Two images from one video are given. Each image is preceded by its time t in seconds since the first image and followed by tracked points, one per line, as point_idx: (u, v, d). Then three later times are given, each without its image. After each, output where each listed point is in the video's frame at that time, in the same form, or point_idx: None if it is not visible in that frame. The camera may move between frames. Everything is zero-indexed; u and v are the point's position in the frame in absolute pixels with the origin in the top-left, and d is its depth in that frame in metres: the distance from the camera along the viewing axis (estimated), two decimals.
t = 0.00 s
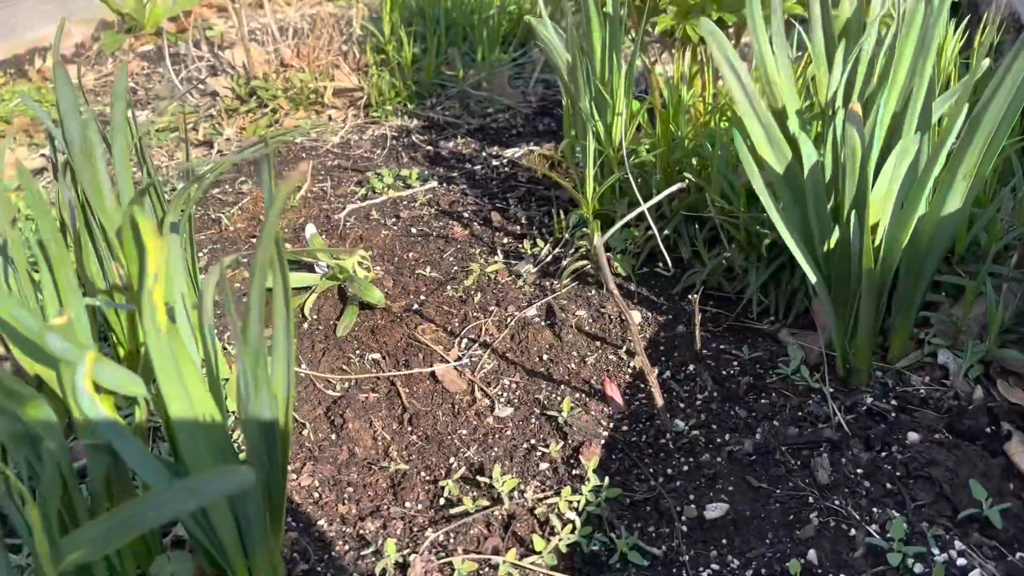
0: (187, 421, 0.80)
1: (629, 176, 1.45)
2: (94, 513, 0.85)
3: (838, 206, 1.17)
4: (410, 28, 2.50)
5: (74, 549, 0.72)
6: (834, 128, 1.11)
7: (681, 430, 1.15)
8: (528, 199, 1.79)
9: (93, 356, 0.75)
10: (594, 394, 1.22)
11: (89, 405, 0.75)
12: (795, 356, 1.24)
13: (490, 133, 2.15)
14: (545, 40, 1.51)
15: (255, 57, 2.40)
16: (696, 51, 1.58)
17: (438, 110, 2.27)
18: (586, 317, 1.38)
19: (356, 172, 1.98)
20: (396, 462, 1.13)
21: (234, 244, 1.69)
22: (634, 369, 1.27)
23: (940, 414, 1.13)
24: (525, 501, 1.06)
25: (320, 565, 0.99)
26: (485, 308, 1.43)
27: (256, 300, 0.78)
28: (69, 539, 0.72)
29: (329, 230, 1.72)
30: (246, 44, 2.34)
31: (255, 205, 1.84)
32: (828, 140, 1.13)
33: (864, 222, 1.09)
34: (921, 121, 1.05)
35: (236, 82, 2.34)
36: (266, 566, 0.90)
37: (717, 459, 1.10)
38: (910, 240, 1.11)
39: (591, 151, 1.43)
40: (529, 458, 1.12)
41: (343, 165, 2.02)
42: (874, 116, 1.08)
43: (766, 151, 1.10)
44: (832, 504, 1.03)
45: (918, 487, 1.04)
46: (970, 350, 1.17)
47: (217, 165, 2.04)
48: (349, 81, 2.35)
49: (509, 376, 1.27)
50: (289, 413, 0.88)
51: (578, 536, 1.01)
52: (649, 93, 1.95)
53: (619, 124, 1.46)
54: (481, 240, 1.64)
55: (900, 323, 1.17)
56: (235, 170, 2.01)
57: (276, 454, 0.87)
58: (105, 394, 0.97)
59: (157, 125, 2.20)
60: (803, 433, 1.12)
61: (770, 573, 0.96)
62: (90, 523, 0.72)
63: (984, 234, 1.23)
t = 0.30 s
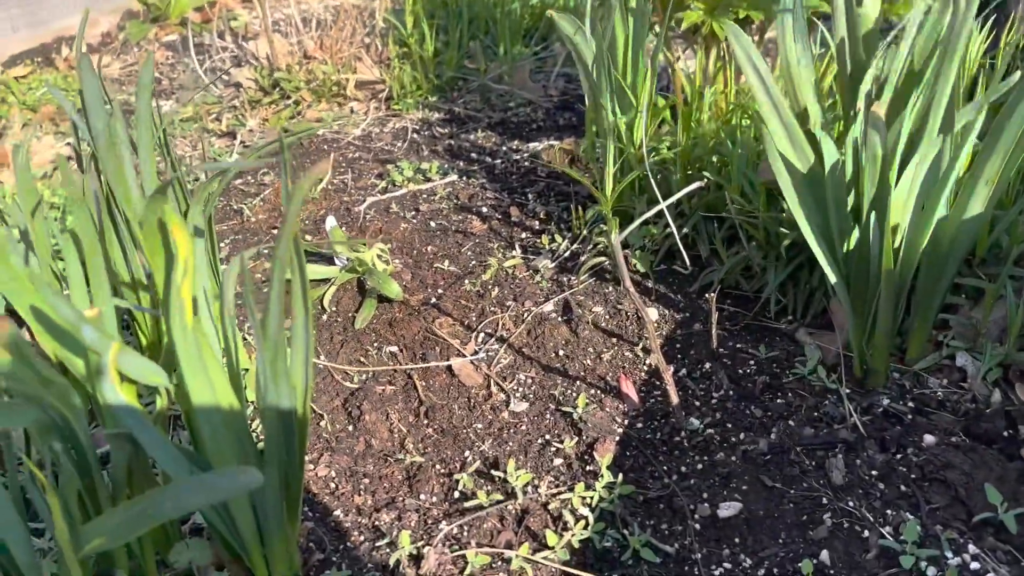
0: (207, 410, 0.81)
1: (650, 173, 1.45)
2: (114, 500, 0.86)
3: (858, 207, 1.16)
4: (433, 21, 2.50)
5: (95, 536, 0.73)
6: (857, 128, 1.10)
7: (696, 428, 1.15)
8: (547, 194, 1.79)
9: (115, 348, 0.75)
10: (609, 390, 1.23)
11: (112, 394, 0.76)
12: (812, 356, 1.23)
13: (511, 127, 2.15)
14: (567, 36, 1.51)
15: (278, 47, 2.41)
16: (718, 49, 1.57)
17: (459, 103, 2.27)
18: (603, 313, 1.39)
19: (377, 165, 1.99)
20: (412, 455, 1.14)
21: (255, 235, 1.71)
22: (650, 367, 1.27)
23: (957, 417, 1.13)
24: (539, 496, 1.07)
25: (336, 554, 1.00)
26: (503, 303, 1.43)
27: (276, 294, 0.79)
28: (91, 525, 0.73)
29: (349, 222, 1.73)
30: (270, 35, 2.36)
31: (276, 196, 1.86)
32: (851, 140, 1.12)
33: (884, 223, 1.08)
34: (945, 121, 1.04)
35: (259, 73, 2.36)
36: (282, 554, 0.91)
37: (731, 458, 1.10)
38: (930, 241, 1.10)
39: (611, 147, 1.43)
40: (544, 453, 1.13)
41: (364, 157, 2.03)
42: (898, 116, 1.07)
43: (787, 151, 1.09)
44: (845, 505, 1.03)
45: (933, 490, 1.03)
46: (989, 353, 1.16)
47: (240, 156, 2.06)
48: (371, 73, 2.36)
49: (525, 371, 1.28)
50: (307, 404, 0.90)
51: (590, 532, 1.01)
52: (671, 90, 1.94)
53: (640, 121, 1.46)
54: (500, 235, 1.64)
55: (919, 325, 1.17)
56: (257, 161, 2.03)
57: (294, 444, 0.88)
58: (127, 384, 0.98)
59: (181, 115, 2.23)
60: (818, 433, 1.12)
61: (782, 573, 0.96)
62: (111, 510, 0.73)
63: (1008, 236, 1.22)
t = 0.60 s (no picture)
0: (234, 397, 0.84)
1: (667, 170, 1.46)
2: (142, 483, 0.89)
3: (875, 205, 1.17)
4: (453, 17, 2.52)
5: (124, 516, 0.75)
6: (874, 128, 1.11)
7: (711, 423, 1.16)
8: (565, 191, 1.80)
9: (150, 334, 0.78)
10: (625, 385, 1.24)
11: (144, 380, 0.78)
12: (828, 353, 1.24)
13: (529, 124, 2.16)
14: (587, 34, 1.52)
15: (300, 43, 2.44)
16: (737, 47, 1.57)
17: (478, 100, 2.28)
18: (619, 309, 1.40)
19: (396, 160, 2.00)
20: (429, 445, 1.16)
21: (276, 228, 1.73)
22: (665, 362, 1.28)
23: (971, 416, 1.13)
24: (554, 487, 1.08)
25: (354, 540, 1.02)
26: (520, 298, 1.45)
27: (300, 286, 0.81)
28: (121, 506, 0.75)
29: (368, 216, 1.75)
30: (292, 31, 2.38)
31: (297, 189, 1.88)
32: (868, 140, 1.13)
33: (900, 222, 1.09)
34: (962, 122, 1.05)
35: (281, 68, 2.39)
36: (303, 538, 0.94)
37: (745, 453, 1.11)
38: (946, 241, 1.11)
39: (630, 144, 1.44)
40: (559, 445, 1.14)
41: (384, 153, 2.05)
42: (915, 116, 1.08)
43: (805, 149, 1.10)
44: (858, 500, 1.04)
45: (946, 487, 1.04)
46: (1004, 352, 1.16)
47: (262, 150, 2.09)
48: (392, 70, 2.38)
49: (542, 365, 1.29)
50: (329, 394, 0.92)
51: (604, 523, 1.03)
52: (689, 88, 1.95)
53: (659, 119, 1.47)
54: (517, 230, 1.66)
55: (934, 325, 1.17)
56: (278, 155, 2.05)
57: (316, 433, 0.90)
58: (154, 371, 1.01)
59: (205, 109, 2.26)
60: (832, 430, 1.13)
61: (794, 566, 0.97)
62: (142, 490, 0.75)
63: None
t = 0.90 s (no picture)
0: (248, 388, 0.84)
1: (681, 166, 1.46)
2: (155, 473, 0.89)
3: (892, 202, 1.16)
4: (467, 13, 2.51)
5: (136, 506, 0.75)
6: (891, 124, 1.11)
7: (723, 420, 1.16)
8: (578, 187, 1.80)
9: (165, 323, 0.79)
10: (637, 380, 1.24)
11: (159, 369, 0.79)
12: (842, 351, 1.23)
13: (542, 120, 2.16)
14: (601, 30, 1.51)
15: (315, 38, 2.44)
16: (753, 42, 1.56)
17: (492, 96, 2.28)
18: (632, 305, 1.39)
19: (409, 156, 2.00)
20: (441, 438, 1.16)
21: (289, 222, 1.74)
22: (678, 358, 1.28)
23: (987, 414, 1.12)
24: (565, 482, 1.08)
25: (366, 532, 1.03)
26: (532, 293, 1.45)
27: (314, 277, 0.82)
28: (133, 495, 0.75)
29: (381, 211, 1.76)
30: (307, 26, 2.39)
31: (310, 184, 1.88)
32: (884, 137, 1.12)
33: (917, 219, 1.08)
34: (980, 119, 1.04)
35: (295, 63, 2.39)
36: (315, 529, 0.94)
37: (758, 449, 1.10)
38: (963, 238, 1.10)
39: (643, 140, 1.44)
40: (571, 440, 1.14)
41: (397, 148, 2.05)
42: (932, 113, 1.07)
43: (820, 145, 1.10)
44: (872, 498, 1.03)
45: (961, 486, 1.03)
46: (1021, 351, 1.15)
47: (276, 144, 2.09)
48: (406, 65, 2.39)
49: (554, 360, 1.29)
50: (342, 386, 0.92)
51: (616, 518, 1.03)
52: (704, 84, 1.94)
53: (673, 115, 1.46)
54: (530, 226, 1.66)
55: (950, 324, 1.16)
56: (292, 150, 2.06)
57: (328, 425, 0.90)
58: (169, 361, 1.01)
59: (220, 103, 2.26)
60: (846, 427, 1.12)
61: (807, 563, 0.97)
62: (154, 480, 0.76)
63: None
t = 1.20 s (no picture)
0: (260, 380, 0.84)
1: (693, 163, 1.45)
2: (166, 464, 0.89)
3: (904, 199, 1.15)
4: (478, 9, 2.51)
5: (147, 495, 0.76)
6: (905, 120, 1.10)
7: (734, 416, 1.15)
8: (588, 183, 1.79)
9: (175, 315, 0.78)
10: (647, 376, 1.23)
11: (171, 360, 0.79)
12: (854, 348, 1.23)
13: (553, 117, 2.15)
14: (613, 25, 1.50)
15: (325, 34, 2.44)
16: (766, 39, 1.55)
17: (502, 92, 2.28)
18: (642, 301, 1.39)
19: (419, 152, 2.00)
20: (450, 432, 1.16)
21: (299, 217, 1.74)
22: (688, 355, 1.27)
23: (1000, 412, 1.11)
24: (575, 477, 1.08)
25: (375, 525, 1.03)
26: (542, 289, 1.45)
27: (326, 269, 0.82)
28: (144, 484, 0.75)
29: (391, 206, 1.76)
30: (317, 22, 2.39)
31: (321, 179, 1.88)
32: (899, 133, 1.11)
33: (931, 214, 1.07)
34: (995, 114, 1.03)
35: (306, 59, 2.39)
36: (325, 521, 0.94)
37: (769, 446, 1.10)
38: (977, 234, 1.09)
39: (655, 135, 1.43)
40: (580, 436, 1.14)
41: (407, 144, 2.05)
42: (947, 110, 1.07)
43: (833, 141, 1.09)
44: (883, 496, 1.02)
45: (973, 484, 1.03)
46: None
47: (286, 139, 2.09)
48: (416, 61, 2.37)
49: (563, 355, 1.29)
50: (353, 379, 0.92)
51: (626, 513, 1.02)
52: (716, 80, 1.93)
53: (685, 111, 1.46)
54: (540, 222, 1.65)
55: (963, 321, 1.16)
56: (302, 145, 2.06)
57: (339, 417, 0.90)
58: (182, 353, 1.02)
59: (231, 99, 2.27)
60: (857, 425, 1.12)
61: (818, 560, 0.96)
62: (165, 469, 0.76)
63: None
